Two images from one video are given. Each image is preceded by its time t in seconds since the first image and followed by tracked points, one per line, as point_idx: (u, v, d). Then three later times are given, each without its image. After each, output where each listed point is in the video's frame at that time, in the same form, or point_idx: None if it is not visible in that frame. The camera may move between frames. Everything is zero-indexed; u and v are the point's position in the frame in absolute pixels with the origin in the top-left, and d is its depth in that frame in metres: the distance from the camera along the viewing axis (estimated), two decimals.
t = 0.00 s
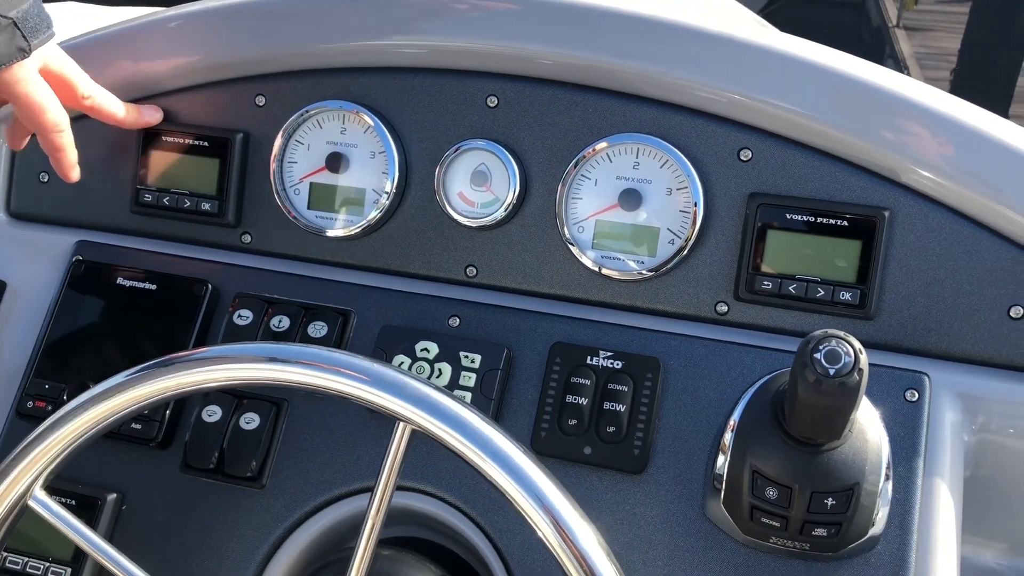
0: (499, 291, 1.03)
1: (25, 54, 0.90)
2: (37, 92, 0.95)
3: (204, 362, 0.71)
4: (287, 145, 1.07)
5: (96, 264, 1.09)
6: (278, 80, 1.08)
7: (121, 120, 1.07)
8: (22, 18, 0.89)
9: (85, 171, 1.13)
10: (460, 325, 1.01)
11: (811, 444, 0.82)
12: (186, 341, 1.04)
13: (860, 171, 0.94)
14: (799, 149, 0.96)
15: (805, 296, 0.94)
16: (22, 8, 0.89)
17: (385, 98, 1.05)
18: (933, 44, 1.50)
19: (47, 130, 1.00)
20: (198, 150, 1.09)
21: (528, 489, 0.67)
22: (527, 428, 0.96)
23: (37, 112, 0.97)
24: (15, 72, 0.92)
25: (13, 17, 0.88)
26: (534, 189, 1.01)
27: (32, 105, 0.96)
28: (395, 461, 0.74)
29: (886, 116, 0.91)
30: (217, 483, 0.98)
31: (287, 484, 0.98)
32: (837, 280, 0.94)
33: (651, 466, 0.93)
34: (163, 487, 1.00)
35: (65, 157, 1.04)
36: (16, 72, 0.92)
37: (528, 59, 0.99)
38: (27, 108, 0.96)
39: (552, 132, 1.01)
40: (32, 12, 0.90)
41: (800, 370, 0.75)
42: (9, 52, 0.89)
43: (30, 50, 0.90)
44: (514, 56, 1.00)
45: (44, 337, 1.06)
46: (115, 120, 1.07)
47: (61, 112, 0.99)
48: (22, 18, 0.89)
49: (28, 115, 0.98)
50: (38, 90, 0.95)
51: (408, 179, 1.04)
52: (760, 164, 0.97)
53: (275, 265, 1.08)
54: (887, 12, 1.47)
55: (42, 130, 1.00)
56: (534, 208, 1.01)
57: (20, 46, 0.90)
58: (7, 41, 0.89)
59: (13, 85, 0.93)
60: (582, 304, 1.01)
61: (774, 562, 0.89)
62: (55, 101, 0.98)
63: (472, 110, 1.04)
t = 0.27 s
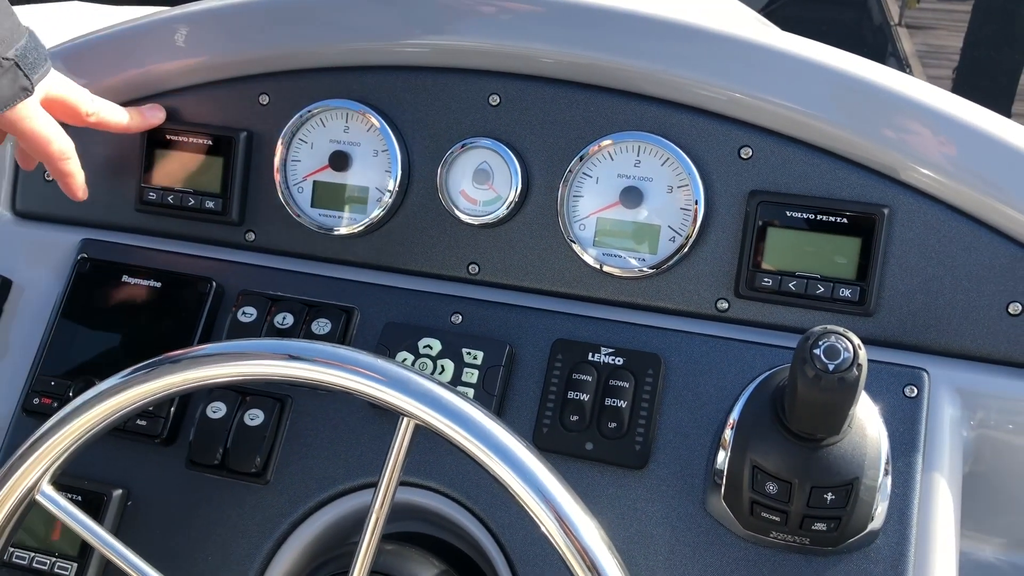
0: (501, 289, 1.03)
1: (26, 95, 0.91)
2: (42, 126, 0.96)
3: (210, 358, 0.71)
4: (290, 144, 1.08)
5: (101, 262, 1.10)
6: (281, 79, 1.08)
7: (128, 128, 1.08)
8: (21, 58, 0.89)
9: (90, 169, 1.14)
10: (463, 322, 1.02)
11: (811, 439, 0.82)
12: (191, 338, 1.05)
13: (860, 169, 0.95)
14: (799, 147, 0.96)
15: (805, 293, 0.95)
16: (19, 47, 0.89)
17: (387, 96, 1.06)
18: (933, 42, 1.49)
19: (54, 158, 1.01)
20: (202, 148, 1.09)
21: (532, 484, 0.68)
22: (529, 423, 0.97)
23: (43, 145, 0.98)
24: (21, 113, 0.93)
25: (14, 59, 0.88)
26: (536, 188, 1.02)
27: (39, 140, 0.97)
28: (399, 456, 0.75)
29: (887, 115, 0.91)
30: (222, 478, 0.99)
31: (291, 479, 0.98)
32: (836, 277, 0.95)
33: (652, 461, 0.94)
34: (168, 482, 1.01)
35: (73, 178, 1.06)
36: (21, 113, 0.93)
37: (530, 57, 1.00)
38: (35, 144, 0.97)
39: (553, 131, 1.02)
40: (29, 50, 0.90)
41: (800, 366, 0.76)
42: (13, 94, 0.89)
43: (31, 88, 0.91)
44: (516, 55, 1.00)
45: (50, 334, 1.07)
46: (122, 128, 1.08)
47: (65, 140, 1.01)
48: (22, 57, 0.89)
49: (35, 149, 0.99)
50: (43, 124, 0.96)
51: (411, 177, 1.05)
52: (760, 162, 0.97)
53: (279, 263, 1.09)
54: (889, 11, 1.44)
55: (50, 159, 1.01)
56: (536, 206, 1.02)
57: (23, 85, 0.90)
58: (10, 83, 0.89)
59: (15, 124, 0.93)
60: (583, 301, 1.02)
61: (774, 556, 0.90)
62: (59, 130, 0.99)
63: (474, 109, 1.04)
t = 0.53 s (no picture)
0: (503, 286, 1.04)
1: (65, 75, 0.84)
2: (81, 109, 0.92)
3: (216, 354, 0.72)
4: (293, 142, 1.09)
5: (106, 260, 1.11)
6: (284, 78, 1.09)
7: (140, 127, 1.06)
8: (53, 32, 0.83)
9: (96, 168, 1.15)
10: (465, 319, 1.03)
11: (810, 435, 0.83)
12: (195, 335, 1.05)
13: (860, 167, 0.96)
14: (798, 145, 0.97)
15: (805, 290, 0.96)
16: (59, 24, 0.83)
17: (389, 95, 1.07)
18: (937, 41, 1.51)
19: (85, 142, 0.95)
20: (206, 147, 1.10)
21: (534, 479, 0.68)
22: (531, 419, 0.98)
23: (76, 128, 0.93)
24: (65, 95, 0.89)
25: (51, 34, 0.82)
26: (538, 186, 1.03)
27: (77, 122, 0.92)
28: (402, 451, 0.75)
29: (888, 114, 0.92)
30: (226, 474, 1.00)
31: (295, 475, 0.99)
32: (836, 275, 0.95)
33: (653, 457, 0.95)
34: (173, 478, 1.02)
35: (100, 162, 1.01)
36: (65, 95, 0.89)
37: (532, 56, 1.01)
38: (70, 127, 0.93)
39: (555, 129, 1.03)
40: (63, 27, 0.84)
41: (799, 362, 0.77)
42: (53, 75, 0.83)
43: (74, 68, 0.85)
44: (517, 54, 1.01)
45: (56, 331, 1.08)
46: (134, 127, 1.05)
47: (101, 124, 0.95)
48: (58, 33, 0.83)
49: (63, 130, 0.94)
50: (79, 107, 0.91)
51: (413, 175, 1.06)
52: (760, 160, 0.98)
53: (283, 261, 1.09)
54: (891, 10, 1.47)
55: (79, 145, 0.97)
56: (537, 204, 1.03)
57: (63, 66, 0.84)
58: (52, 63, 0.83)
59: (55, 107, 0.89)
60: (585, 299, 1.02)
61: (774, 551, 0.90)
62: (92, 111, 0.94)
63: (476, 107, 1.05)
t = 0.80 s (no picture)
0: (504, 283, 1.05)
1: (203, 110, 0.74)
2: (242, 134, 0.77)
3: (221, 348, 0.73)
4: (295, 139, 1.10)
5: (108, 256, 1.11)
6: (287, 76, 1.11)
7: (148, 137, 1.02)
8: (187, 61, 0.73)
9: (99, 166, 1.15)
10: (466, 316, 1.03)
11: (809, 430, 0.84)
12: (197, 331, 1.06)
13: (858, 164, 0.96)
14: (797, 142, 0.98)
15: (804, 286, 0.96)
16: (188, 60, 0.74)
17: (390, 93, 1.08)
18: (938, 37, 1.52)
19: (257, 177, 0.80)
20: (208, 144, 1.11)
21: (534, 474, 0.69)
22: (532, 414, 0.98)
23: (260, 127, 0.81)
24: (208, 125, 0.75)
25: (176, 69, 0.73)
26: (538, 183, 1.04)
27: (235, 152, 0.77)
28: (403, 446, 0.76)
29: (887, 112, 0.93)
30: (228, 470, 1.01)
31: (297, 471, 1.00)
32: (835, 271, 0.96)
33: (652, 452, 0.95)
34: (175, 474, 1.02)
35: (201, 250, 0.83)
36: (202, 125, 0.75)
37: (532, 54, 1.02)
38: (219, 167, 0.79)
39: (555, 126, 1.04)
40: (196, 59, 0.74)
41: (797, 357, 0.77)
42: (184, 118, 0.73)
43: (211, 97, 0.74)
44: (518, 51, 1.02)
45: (58, 327, 1.08)
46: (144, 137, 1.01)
47: (259, 145, 0.78)
48: (185, 67, 0.73)
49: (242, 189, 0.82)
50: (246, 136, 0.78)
51: (414, 173, 1.06)
52: (760, 157, 0.99)
53: (284, 258, 1.10)
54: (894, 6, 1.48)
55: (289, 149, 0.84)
56: (537, 201, 1.03)
57: (197, 96, 0.73)
58: (181, 97, 0.73)
59: (197, 143, 0.76)
60: (585, 295, 1.03)
61: (774, 546, 0.91)
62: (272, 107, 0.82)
63: (475, 105, 1.06)
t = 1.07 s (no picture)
0: (501, 278, 1.06)
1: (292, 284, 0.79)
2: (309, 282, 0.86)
3: (221, 343, 0.73)
4: (296, 135, 1.11)
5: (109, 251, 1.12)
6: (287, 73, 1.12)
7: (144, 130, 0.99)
8: (281, 226, 0.78)
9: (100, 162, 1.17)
10: (464, 311, 1.05)
11: (801, 423, 0.85)
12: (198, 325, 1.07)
13: (854, 162, 0.97)
14: (791, 138, 0.99)
15: (798, 281, 0.97)
16: (276, 230, 0.78)
17: (389, 90, 1.09)
18: (940, 34, 1.48)
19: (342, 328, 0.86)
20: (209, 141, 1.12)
21: (531, 467, 0.70)
22: (529, 408, 1.00)
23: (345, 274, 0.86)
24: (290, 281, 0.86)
25: (267, 247, 0.77)
26: (536, 179, 1.05)
27: (322, 317, 0.86)
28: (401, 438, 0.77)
29: (887, 112, 0.94)
30: (229, 463, 1.02)
31: (296, 463, 1.01)
32: (828, 266, 0.97)
33: (648, 445, 0.96)
34: (176, 467, 1.03)
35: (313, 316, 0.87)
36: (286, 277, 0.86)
37: (529, 51, 1.03)
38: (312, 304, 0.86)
39: (552, 123, 1.05)
40: (286, 223, 0.78)
41: (790, 351, 0.78)
42: (272, 293, 0.78)
43: (297, 271, 0.78)
44: (515, 48, 1.03)
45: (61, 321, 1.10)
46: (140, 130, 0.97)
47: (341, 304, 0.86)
48: (276, 240, 0.78)
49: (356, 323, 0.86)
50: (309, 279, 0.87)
51: (413, 169, 1.08)
52: (754, 154, 1.00)
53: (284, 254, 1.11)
54: (895, 2, 1.48)
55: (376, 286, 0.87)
56: (535, 197, 1.05)
57: (285, 271, 0.78)
58: (271, 275, 0.78)
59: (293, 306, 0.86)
60: (582, 290, 1.04)
61: (767, 538, 0.92)
62: (354, 247, 0.87)
63: (474, 102, 1.07)
